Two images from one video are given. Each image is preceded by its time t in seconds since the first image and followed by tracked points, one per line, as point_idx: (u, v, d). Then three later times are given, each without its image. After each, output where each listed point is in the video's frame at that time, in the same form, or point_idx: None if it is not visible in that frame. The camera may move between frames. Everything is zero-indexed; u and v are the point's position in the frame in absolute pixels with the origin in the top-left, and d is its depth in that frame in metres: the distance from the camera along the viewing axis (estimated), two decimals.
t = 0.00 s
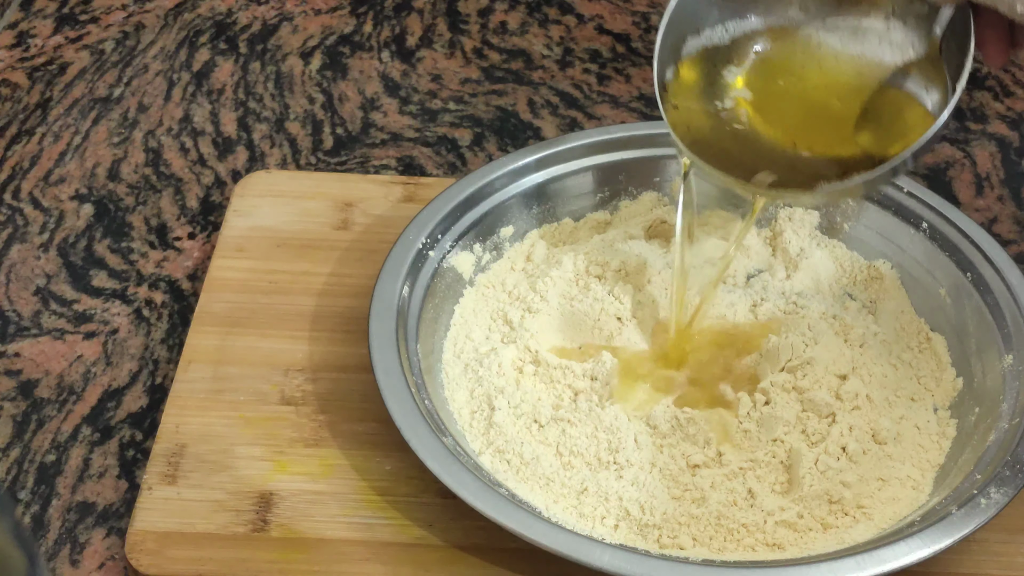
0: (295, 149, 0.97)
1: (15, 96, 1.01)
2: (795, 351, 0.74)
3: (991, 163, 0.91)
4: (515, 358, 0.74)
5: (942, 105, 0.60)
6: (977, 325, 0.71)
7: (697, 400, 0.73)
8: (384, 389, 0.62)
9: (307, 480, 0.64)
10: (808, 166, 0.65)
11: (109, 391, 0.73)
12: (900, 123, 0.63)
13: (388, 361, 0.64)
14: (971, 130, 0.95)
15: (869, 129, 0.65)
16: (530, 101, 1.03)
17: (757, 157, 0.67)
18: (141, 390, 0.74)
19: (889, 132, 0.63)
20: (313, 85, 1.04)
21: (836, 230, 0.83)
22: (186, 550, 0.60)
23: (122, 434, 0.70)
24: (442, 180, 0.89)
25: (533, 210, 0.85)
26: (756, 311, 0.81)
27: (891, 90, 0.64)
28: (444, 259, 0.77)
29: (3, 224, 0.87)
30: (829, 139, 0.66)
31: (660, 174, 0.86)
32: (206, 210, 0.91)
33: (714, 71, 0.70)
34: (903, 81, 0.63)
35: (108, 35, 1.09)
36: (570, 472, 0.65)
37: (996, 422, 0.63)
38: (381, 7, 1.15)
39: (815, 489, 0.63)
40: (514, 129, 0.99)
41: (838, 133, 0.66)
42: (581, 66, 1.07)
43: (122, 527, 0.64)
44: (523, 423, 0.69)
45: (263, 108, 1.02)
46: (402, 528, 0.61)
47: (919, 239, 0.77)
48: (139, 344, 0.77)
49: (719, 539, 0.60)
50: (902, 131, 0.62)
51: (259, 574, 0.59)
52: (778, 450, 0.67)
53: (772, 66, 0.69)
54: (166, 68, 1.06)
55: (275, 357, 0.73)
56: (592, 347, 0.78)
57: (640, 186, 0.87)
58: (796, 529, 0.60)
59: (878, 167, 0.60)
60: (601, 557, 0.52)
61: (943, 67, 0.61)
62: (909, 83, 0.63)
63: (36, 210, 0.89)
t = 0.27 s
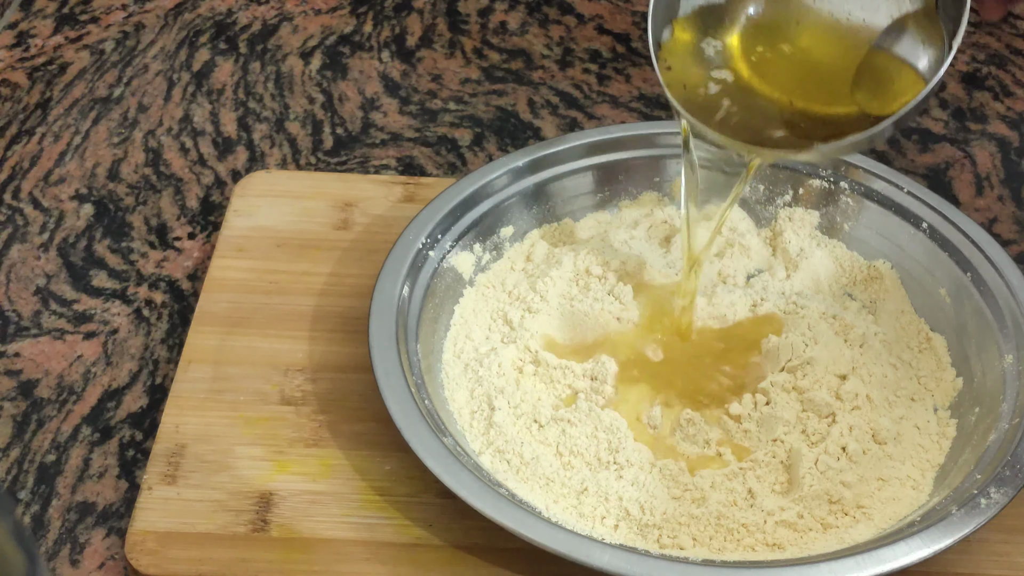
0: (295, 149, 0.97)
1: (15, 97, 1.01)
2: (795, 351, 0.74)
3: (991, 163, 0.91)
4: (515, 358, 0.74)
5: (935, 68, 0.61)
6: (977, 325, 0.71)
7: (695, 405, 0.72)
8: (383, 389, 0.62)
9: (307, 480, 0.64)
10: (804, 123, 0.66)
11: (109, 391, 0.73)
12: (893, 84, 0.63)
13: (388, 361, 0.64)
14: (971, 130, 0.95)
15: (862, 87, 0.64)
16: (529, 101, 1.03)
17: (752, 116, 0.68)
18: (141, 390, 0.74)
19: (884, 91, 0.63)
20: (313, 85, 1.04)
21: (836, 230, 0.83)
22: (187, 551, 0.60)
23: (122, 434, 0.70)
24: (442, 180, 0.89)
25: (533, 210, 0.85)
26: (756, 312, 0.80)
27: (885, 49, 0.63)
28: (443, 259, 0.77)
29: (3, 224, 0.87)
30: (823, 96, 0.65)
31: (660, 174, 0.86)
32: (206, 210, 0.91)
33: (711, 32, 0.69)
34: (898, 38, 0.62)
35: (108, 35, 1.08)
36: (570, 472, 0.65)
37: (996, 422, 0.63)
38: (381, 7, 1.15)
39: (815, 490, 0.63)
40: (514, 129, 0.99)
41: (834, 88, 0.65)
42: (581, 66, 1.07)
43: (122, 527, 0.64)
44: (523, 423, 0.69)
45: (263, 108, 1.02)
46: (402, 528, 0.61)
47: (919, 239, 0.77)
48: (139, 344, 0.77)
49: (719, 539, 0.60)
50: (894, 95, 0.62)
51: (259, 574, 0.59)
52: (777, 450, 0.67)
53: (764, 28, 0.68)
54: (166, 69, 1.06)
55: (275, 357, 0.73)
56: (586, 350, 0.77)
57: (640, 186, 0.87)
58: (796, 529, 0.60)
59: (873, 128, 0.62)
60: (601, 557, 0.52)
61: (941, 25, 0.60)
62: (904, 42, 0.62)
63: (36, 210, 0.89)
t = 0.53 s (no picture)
0: (295, 149, 0.97)
1: (15, 97, 1.01)
2: (795, 351, 0.74)
3: (991, 164, 0.91)
4: (515, 358, 0.74)
5: (931, 52, 0.61)
6: (977, 325, 0.71)
7: (695, 407, 0.72)
8: (384, 388, 0.62)
9: (306, 480, 0.64)
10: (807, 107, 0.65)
11: (109, 391, 0.73)
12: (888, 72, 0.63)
13: (388, 361, 0.64)
14: (971, 130, 0.95)
15: (858, 72, 0.64)
16: (529, 101, 1.03)
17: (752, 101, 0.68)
18: (141, 390, 0.74)
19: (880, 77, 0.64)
20: (313, 85, 1.04)
21: (836, 230, 0.83)
22: (187, 551, 0.60)
23: (122, 434, 0.70)
24: (442, 180, 0.89)
25: (533, 210, 0.85)
26: (756, 312, 0.80)
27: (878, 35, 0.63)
28: (444, 259, 0.77)
29: (3, 224, 0.87)
30: (823, 80, 0.65)
31: (661, 174, 0.87)
32: (206, 210, 0.91)
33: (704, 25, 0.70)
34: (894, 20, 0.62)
35: (108, 35, 1.08)
36: (570, 472, 0.65)
37: (996, 422, 0.63)
38: (381, 7, 1.15)
39: (815, 489, 0.63)
40: (514, 129, 0.99)
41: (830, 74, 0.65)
42: (580, 66, 1.07)
43: (122, 528, 0.64)
44: (523, 423, 0.69)
45: (263, 108, 1.02)
46: (402, 528, 0.61)
47: (919, 239, 0.77)
48: (139, 344, 0.77)
49: (719, 539, 0.60)
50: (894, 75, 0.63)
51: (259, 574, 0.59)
52: (777, 450, 0.67)
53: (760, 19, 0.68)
54: (166, 69, 1.06)
55: (275, 357, 0.73)
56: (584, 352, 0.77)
57: (640, 185, 0.88)
58: (796, 529, 0.60)
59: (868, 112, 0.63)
60: (601, 557, 0.52)
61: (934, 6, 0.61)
62: (900, 23, 0.62)
63: (36, 210, 0.89)
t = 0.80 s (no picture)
0: (295, 149, 0.97)
1: (15, 97, 1.00)
2: (795, 351, 0.74)
3: (991, 164, 0.91)
4: (516, 359, 0.75)
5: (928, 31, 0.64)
6: (977, 324, 0.71)
7: (695, 408, 0.71)
8: (384, 388, 0.62)
9: (306, 480, 0.64)
10: (807, 83, 0.64)
11: (109, 391, 0.73)
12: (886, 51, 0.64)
13: (388, 361, 0.64)
14: (971, 130, 0.95)
15: (855, 51, 0.64)
16: (529, 101, 1.03)
17: (750, 78, 0.66)
18: (141, 390, 0.74)
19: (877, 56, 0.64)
20: (313, 85, 1.05)
21: (836, 231, 0.83)
22: (187, 551, 0.60)
23: (122, 434, 0.70)
24: (442, 180, 0.89)
25: (533, 210, 0.85)
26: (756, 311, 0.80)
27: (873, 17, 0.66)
28: (443, 259, 0.77)
29: (3, 224, 0.87)
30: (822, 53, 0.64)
31: (661, 174, 0.87)
32: (206, 210, 0.91)
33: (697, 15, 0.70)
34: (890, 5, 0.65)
35: (108, 35, 1.08)
36: (570, 472, 0.65)
37: (996, 422, 0.63)
38: (382, 7, 1.15)
39: (815, 490, 0.63)
40: (514, 129, 0.99)
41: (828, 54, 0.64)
42: (581, 66, 1.07)
43: (122, 528, 0.64)
44: (523, 423, 0.69)
45: (263, 108, 1.02)
46: (403, 528, 0.61)
47: (919, 239, 0.78)
48: (139, 344, 0.77)
49: (718, 538, 0.60)
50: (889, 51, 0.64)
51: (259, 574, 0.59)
52: (778, 450, 0.67)
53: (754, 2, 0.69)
54: (166, 69, 1.06)
55: (275, 357, 0.73)
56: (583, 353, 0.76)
57: (641, 185, 0.87)
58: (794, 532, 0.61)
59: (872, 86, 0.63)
60: (601, 557, 0.52)
61: None
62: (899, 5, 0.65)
63: (36, 210, 0.89)
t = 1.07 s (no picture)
0: (295, 149, 0.97)
1: (15, 97, 1.00)
2: (795, 351, 0.73)
3: (991, 164, 0.91)
4: (515, 359, 0.75)
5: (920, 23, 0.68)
6: (977, 325, 0.71)
7: (696, 407, 0.71)
8: (384, 388, 0.62)
9: (306, 480, 0.64)
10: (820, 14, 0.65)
11: (109, 391, 0.73)
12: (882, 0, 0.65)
13: (388, 361, 0.64)
14: (971, 130, 0.95)
15: None
16: (529, 101, 1.03)
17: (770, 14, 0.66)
18: (141, 390, 0.74)
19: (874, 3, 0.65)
20: (313, 85, 1.04)
21: (836, 230, 0.83)
22: (187, 551, 0.60)
23: (122, 434, 0.70)
24: (442, 180, 0.89)
25: (533, 210, 0.85)
26: (756, 311, 0.79)
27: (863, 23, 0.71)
28: (443, 259, 0.77)
29: (3, 224, 0.87)
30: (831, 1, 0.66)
31: (662, 174, 0.87)
32: (206, 210, 0.91)
33: None
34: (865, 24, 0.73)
35: (108, 35, 1.08)
36: (570, 472, 0.65)
37: (996, 422, 0.63)
38: (381, 7, 1.15)
39: (815, 490, 0.63)
40: (514, 129, 0.99)
41: (835, 3, 0.63)
42: (580, 66, 1.07)
43: (122, 528, 0.64)
44: (523, 423, 0.69)
45: (263, 108, 1.02)
46: (402, 528, 0.61)
47: (919, 240, 0.78)
48: (139, 344, 0.77)
49: (717, 538, 0.61)
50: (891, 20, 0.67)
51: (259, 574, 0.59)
52: (777, 451, 0.67)
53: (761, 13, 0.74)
54: (165, 69, 1.06)
55: (276, 357, 0.73)
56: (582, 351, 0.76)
57: (641, 185, 0.87)
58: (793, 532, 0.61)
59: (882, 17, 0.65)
60: (601, 558, 0.52)
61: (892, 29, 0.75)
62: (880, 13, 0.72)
63: (36, 210, 0.89)
